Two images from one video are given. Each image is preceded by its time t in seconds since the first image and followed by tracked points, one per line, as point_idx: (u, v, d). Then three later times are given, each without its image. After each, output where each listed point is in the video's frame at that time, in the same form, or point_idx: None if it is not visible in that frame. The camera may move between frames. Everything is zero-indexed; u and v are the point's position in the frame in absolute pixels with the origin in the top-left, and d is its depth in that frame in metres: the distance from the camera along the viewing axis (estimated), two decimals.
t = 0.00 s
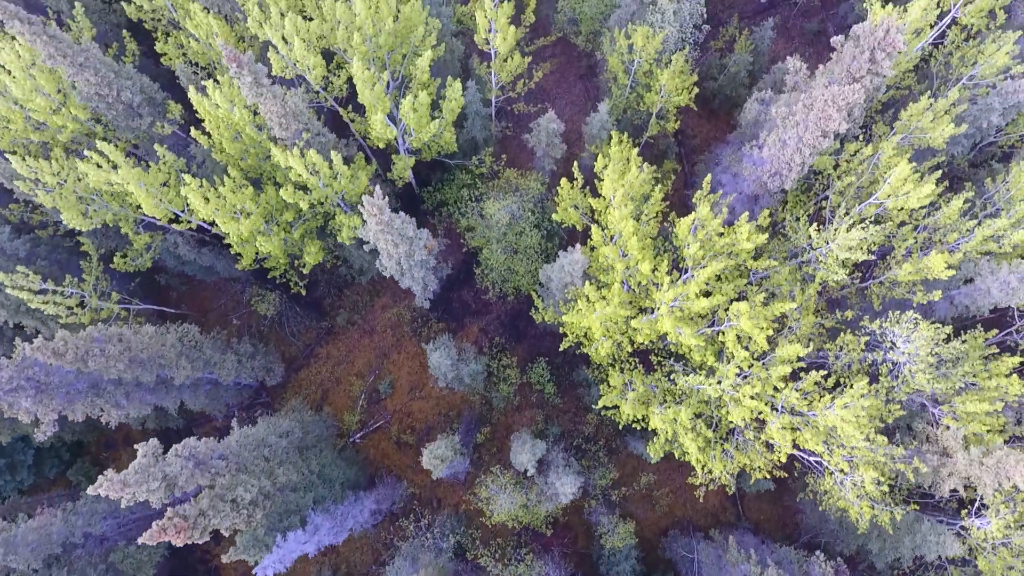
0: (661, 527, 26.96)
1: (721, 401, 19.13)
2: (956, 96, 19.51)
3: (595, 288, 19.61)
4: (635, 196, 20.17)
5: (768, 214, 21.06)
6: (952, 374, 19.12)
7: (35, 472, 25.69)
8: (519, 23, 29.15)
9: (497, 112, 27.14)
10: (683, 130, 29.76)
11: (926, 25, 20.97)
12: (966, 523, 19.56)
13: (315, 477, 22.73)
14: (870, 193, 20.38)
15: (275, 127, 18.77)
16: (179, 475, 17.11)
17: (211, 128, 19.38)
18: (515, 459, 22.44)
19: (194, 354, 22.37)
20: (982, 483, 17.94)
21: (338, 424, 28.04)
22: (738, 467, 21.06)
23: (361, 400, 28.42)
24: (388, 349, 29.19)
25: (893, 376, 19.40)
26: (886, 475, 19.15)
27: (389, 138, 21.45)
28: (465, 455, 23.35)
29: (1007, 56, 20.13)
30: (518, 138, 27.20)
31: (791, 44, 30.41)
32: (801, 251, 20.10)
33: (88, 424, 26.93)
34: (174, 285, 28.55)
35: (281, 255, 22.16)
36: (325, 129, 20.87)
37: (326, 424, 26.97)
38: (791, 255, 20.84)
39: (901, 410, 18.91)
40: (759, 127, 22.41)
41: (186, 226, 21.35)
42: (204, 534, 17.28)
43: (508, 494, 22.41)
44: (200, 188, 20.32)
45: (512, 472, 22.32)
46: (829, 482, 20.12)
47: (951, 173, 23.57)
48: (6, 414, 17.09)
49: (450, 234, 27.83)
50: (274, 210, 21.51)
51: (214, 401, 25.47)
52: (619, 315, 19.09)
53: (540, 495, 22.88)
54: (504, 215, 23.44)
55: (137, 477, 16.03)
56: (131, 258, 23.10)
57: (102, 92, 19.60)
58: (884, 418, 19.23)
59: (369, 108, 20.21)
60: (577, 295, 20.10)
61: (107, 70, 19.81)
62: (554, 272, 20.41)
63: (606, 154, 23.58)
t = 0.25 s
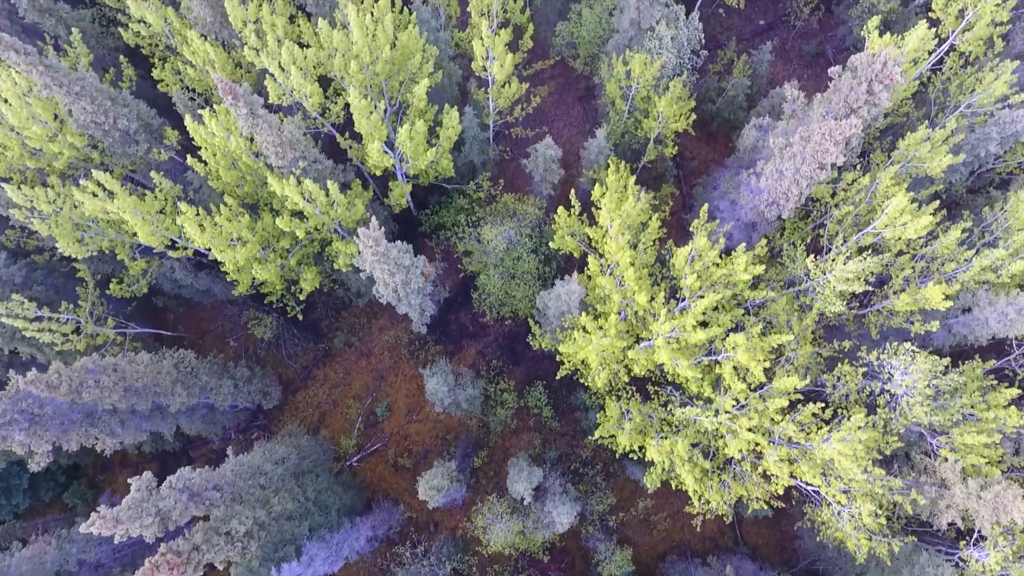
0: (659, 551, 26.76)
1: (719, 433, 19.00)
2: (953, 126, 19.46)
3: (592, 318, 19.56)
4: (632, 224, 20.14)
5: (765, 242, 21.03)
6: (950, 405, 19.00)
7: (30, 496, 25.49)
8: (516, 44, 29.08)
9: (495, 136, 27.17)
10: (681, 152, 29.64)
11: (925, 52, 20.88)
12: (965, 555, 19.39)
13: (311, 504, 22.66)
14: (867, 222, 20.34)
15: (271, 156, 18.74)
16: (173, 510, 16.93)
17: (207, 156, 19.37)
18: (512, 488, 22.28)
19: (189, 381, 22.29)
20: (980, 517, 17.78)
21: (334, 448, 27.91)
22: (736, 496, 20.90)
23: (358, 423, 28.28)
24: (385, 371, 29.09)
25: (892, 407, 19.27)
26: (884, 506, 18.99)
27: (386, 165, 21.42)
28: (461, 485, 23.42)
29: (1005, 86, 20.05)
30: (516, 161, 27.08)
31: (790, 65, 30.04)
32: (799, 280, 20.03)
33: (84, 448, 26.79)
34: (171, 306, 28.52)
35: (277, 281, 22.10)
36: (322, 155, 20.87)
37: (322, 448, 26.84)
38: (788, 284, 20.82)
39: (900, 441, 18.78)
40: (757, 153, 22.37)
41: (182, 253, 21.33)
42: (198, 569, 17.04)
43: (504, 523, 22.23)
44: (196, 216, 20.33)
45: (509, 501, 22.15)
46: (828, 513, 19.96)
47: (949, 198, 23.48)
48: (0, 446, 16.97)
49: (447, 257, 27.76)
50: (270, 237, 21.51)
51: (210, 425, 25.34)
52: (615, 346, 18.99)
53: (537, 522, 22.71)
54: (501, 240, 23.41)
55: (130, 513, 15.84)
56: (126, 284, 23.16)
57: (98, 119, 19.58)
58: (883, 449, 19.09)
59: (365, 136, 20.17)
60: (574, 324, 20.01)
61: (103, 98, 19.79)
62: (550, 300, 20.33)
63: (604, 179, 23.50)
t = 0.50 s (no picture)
0: None
1: (716, 468, 18.87)
2: (949, 160, 19.52)
3: (588, 351, 19.52)
4: (629, 257, 20.13)
5: (762, 275, 21.03)
6: (949, 440, 18.87)
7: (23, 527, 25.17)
8: (514, 71, 29.21)
9: (492, 164, 27.27)
10: (679, 178, 29.66)
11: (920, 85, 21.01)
12: None
13: (306, 536, 22.44)
14: (864, 255, 20.34)
15: (268, 190, 18.76)
16: (164, 550, 16.71)
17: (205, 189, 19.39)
18: (508, 521, 22.07)
19: (184, 412, 22.15)
20: (980, 555, 17.59)
21: (331, 475, 27.71)
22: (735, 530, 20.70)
23: (354, 450, 28.15)
24: (382, 397, 28.98)
25: (891, 442, 19.14)
26: (884, 543, 18.79)
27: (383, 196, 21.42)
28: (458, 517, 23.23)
29: (1000, 119, 20.13)
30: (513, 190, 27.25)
31: (786, 93, 30.11)
32: (796, 313, 20.00)
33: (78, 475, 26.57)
34: (168, 332, 28.46)
35: (274, 312, 22.06)
36: (319, 187, 20.90)
37: (318, 476, 26.64)
38: (786, 317, 20.78)
39: (899, 477, 18.64)
40: (754, 184, 22.41)
41: (179, 284, 21.26)
42: None
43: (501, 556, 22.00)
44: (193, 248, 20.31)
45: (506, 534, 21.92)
46: (828, 548, 19.76)
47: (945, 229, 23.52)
48: None
49: (445, 284, 27.74)
50: (267, 268, 21.50)
51: (205, 454, 25.16)
52: (612, 380, 18.93)
53: (534, 555, 22.46)
54: (498, 270, 23.44)
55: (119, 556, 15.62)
56: (122, 313, 23.07)
57: (96, 152, 19.61)
58: (882, 485, 18.94)
59: (362, 168, 20.21)
60: (571, 357, 19.97)
61: (101, 131, 19.82)
62: (547, 333, 20.29)
63: (601, 209, 23.50)
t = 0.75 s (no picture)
0: None
1: (714, 508, 18.65)
2: (945, 198, 19.54)
3: (585, 389, 19.45)
4: (626, 293, 20.08)
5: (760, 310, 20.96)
6: (950, 480, 18.65)
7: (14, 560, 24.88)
8: (513, 102, 29.43)
9: (490, 196, 27.36)
10: (676, 209, 29.68)
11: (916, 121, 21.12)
12: None
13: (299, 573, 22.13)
14: (861, 291, 20.28)
15: (264, 227, 18.79)
16: None
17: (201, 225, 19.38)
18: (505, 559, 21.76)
19: (178, 447, 21.95)
20: None
21: (326, 508, 27.45)
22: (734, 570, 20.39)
23: (350, 482, 27.95)
24: (379, 428, 28.78)
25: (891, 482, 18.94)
26: None
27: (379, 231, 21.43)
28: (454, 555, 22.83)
29: (995, 157, 20.22)
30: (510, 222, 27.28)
31: (783, 123, 30.30)
32: (793, 350, 19.92)
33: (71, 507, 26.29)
34: (164, 360, 28.06)
35: (270, 346, 21.98)
36: (316, 222, 20.91)
37: (313, 509, 26.35)
38: (783, 353, 20.71)
39: (899, 517, 18.40)
40: (750, 218, 22.43)
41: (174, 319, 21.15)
42: None
43: None
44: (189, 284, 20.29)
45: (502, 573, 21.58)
46: None
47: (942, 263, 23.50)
48: None
49: (442, 315, 27.62)
50: (264, 302, 21.45)
51: (198, 487, 24.90)
52: (609, 418, 18.81)
53: None
54: (495, 303, 23.42)
55: None
56: (117, 347, 22.89)
57: (94, 188, 19.67)
58: (883, 525, 18.69)
59: (359, 204, 20.23)
60: (567, 394, 19.88)
61: (99, 167, 19.85)
62: (544, 369, 20.19)
63: (598, 242, 23.49)
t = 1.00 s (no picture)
0: None
1: (713, 553, 18.32)
2: (942, 239, 19.50)
3: (581, 430, 19.29)
4: (623, 333, 19.95)
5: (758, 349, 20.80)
6: (952, 526, 18.30)
7: None
8: (511, 136, 29.60)
9: (488, 230, 27.44)
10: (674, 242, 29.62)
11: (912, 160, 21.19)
12: None
13: None
14: (860, 331, 20.13)
15: (260, 268, 18.77)
16: None
17: (196, 265, 19.36)
18: None
19: (169, 487, 21.68)
20: None
21: (320, 545, 27.15)
22: None
23: (345, 518, 27.63)
24: (375, 462, 28.49)
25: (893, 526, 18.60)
26: None
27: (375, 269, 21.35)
28: None
29: (990, 197, 20.25)
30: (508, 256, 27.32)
31: (780, 157, 30.44)
32: (792, 391, 19.74)
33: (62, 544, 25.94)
34: (159, 395, 27.86)
35: (265, 384, 21.83)
36: (312, 260, 20.86)
37: (306, 547, 25.95)
38: (782, 393, 20.53)
39: (902, 564, 18.04)
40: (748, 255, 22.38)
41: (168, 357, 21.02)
42: None
43: None
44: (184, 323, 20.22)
45: None
46: None
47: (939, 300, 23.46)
48: None
49: (439, 349, 27.42)
50: (259, 340, 21.33)
51: (190, 525, 24.56)
52: (605, 461, 18.60)
53: None
54: (492, 341, 23.37)
55: None
56: (111, 385, 22.72)
57: (90, 228, 19.71)
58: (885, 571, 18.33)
59: (355, 243, 20.18)
60: (564, 435, 19.69)
61: (96, 207, 19.88)
62: (540, 409, 20.03)
63: (596, 278, 23.42)
